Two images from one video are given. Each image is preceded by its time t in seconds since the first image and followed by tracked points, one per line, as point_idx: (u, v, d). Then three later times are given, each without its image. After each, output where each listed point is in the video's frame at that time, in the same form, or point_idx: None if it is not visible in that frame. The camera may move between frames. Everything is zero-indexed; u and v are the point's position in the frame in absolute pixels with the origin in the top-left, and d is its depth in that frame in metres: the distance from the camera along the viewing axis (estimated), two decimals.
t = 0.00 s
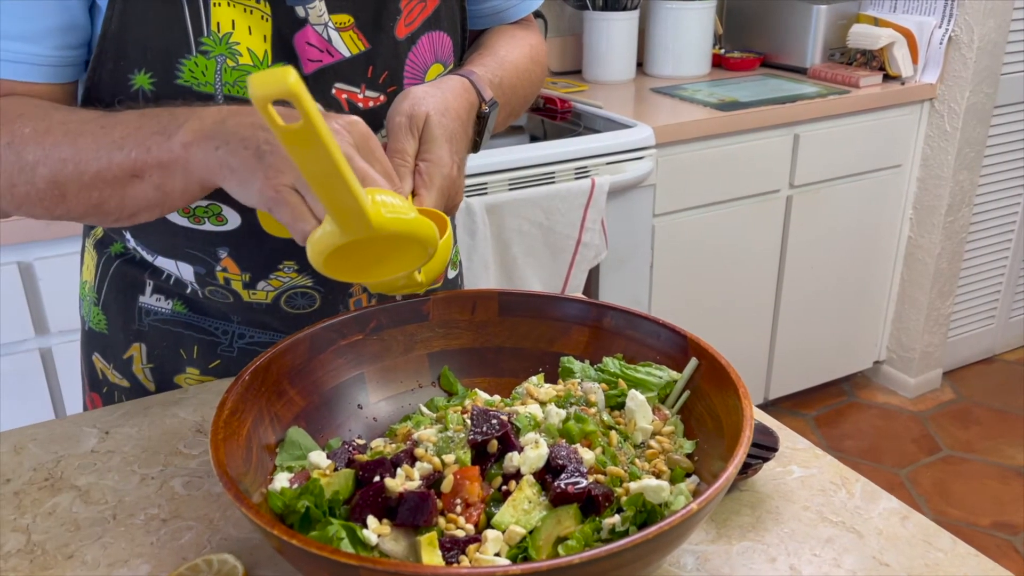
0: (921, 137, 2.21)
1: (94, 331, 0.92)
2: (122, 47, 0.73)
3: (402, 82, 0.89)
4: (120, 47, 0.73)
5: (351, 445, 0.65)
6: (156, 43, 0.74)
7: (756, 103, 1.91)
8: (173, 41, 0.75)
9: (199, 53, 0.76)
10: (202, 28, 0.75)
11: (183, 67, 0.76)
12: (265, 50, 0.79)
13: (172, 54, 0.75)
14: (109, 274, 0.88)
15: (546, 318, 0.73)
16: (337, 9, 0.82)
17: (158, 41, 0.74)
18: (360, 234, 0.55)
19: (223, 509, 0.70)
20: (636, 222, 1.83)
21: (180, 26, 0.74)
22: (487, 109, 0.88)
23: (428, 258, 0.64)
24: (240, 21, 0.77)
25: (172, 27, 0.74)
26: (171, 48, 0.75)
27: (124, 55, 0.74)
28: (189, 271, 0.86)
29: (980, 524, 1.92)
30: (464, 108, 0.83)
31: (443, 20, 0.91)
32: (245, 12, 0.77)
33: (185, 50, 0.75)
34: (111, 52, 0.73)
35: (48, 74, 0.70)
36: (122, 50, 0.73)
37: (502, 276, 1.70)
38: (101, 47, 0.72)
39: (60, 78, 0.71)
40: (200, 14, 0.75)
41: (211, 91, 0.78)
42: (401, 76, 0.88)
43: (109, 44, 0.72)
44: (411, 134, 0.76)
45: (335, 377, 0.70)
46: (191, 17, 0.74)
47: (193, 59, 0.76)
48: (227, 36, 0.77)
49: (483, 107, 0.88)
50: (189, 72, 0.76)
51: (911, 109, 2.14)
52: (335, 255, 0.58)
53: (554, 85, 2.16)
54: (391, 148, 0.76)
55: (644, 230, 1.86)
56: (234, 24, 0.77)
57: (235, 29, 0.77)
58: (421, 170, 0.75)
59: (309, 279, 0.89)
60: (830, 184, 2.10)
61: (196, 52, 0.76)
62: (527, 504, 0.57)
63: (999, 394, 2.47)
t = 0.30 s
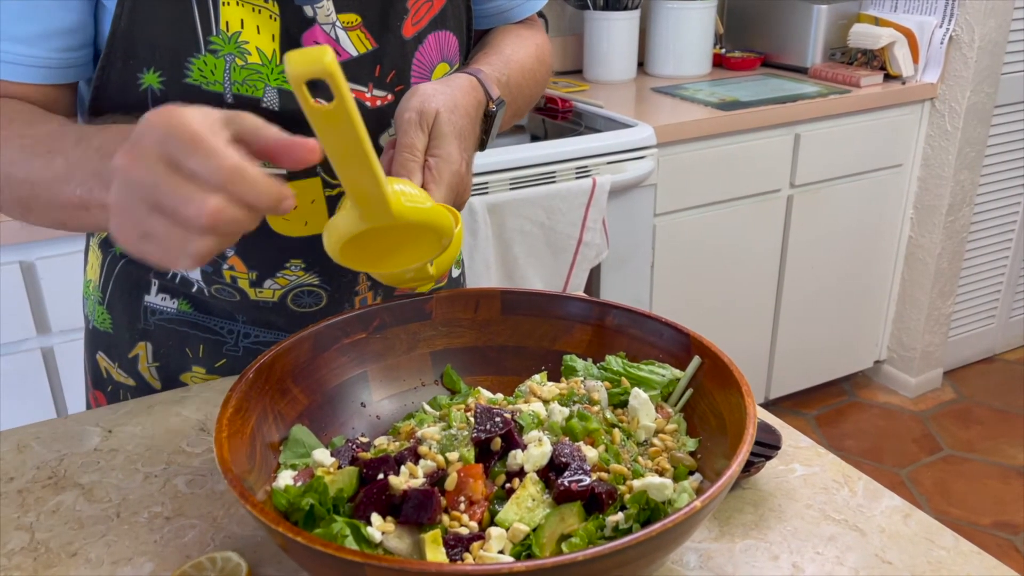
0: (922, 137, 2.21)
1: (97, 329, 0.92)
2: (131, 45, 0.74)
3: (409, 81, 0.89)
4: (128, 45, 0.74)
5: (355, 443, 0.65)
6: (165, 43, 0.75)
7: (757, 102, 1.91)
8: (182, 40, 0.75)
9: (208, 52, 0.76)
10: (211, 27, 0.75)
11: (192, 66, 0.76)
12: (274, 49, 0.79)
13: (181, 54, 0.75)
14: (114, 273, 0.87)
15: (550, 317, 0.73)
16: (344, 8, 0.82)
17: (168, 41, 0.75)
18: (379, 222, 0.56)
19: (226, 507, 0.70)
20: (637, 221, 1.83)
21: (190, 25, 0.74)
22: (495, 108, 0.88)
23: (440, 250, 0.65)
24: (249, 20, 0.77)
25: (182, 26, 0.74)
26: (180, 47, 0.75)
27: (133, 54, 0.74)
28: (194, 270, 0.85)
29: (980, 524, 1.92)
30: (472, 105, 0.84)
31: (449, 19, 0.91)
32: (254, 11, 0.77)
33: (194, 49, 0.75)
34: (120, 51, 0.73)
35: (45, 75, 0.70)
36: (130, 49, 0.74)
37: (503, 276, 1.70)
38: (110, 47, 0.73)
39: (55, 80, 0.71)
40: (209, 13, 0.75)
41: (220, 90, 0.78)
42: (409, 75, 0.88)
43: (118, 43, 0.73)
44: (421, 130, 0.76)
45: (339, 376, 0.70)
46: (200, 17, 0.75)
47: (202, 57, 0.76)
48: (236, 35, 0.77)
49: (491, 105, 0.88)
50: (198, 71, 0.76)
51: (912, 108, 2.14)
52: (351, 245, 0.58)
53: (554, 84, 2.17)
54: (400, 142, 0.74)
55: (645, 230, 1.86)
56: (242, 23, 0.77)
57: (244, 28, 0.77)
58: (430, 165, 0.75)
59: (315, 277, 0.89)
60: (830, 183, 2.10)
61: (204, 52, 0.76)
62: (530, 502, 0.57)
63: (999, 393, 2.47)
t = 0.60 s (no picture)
0: (922, 137, 2.21)
1: (99, 326, 0.92)
2: (125, 39, 0.73)
3: (402, 79, 0.88)
4: (122, 38, 0.73)
5: (355, 441, 0.65)
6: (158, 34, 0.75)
7: (757, 102, 1.91)
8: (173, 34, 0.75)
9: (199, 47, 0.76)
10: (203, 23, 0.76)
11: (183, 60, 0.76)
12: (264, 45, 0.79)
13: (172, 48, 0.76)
14: (114, 269, 0.88)
15: (551, 315, 0.73)
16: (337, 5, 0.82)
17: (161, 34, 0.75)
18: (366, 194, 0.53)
19: (226, 506, 0.70)
20: (637, 220, 1.83)
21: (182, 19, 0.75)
22: (490, 116, 0.88)
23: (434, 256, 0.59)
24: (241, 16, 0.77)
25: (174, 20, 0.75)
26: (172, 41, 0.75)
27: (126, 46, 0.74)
28: (191, 267, 0.86)
29: (981, 524, 1.92)
30: (466, 115, 0.84)
31: (444, 18, 0.91)
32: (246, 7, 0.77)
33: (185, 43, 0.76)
34: (114, 43, 0.73)
35: (67, 47, 0.66)
36: (125, 40, 0.73)
37: (503, 275, 1.69)
38: (104, 37, 0.72)
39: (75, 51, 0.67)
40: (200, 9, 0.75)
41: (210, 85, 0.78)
42: (402, 74, 0.88)
43: (112, 35, 0.73)
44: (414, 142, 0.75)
45: (338, 374, 0.70)
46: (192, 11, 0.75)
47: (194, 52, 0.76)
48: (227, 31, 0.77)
49: (485, 114, 0.88)
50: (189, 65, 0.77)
51: (912, 108, 2.14)
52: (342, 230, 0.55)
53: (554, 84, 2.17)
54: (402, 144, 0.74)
55: (645, 229, 1.86)
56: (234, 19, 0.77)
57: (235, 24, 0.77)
58: (424, 177, 0.74)
59: (309, 276, 0.89)
60: (830, 183, 2.10)
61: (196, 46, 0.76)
62: (531, 499, 0.57)
63: (999, 393, 2.47)
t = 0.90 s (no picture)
0: (922, 137, 2.21)
1: (97, 329, 0.92)
2: (130, 34, 0.74)
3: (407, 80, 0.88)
4: (127, 33, 0.74)
5: (355, 440, 0.65)
6: (164, 29, 0.75)
7: (757, 102, 1.91)
8: (179, 28, 0.75)
9: (206, 42, 0.76)
10: (210, 18, 0.76)
11: (190, 55, 0.76)
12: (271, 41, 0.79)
13: (179, 43, 0.76)
14: (113, 272, 0.87)
15: (551, 315, 0.73)
16: (343, 5, 0.83)
17: (166, 29, 0.75)
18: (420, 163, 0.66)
19: (227, 505, 0.70)
20: (637, 220, 1.83)
21: (189, 14, 0.75)
22: (494, 122, 0.85)
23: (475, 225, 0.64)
24: (248, 12, 0.77)
25: (181, 14, 0.75)
26: (178, 36, 0.75)
27: (130, 41, 0.75)
28: (191, 266, 0.85)
29: (981, 524, 1.92)
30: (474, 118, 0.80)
31: (451, 19, 0.90)
32: (253, 2, 0.77)
33: (191, 38, 0.76)
34: (118, 38, 0.74)
35: (27, 63, 0.70)
36: (129, 36, 0.74)
37: (503, 275, 1.70)
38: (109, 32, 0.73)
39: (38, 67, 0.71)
40: (207, 4, 0.75)
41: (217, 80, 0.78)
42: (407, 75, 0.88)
43: (117, 30, 0.73)
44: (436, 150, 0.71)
45: (338, 374, 0.70)
46: (199, 6, 0.75)
47: (200, 48, 0.76)
48: (234, 26, 0.77)
49: (490, 119, 0.85)
50: (195, 61, 0.77)
51: (912, 108, 2.14)
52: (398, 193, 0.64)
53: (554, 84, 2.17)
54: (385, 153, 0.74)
55: (645, 229, 1.86)
56: (242, 14, 0.77)
57: (243, 19, 0.77)
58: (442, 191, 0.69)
59: (311, 277, 0.90)
60: (830, 183, 2.10)
61: (203, 41, 0.76)
62: (531, 499, 0.57)
63: (999, 393, 2.47)
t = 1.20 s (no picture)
0: (922, 136, 2.21)
1: (99, 328, 0.92)
2: (136, 28, 0.74)
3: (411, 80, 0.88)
4: (134, 28, 0.74)
5: (357, 439, 0.65)
6: (171, 25, 0.75)
7: (758, 102, 1.91)
8: (185, 24, 0.75)
9: (211, 38, 0.77)
10: (216, 14, 0.76)
11: (195, 51, 0.76)
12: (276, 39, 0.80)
13: (185, 38, 0.76)
14: (115, 272, 0.87)
15: (552, 315, 0.74)
16: (349, 2, 0.82)
17: (173, 25, 0.75)
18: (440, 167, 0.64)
19: (229, 505, 0.70)
20: (638, 220, 1.83)
21: (194, 10, 0.75)
22: (504, 133, 0.85)
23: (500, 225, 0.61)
24: (254, 9, 0.78)
25: (186, 9, 0.75)
26: (184, 31, 0.75)
27: (137, 36, 0.75)
28: (194, 265, 0.85)
29: (981, 523, 1.92)
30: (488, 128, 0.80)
31: (455, 19, 0.89)
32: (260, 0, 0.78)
33: (197, 34, 0.76)
34: (125, 32, 0.74)
35: (21, 59, 0.68)
36: (136, 31, 0.74)
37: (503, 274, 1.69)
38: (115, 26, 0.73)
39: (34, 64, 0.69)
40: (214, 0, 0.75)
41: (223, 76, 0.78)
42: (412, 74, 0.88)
43: (124, 24, 0.73)
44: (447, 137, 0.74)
45: (341, 373, 0.70)
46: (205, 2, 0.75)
47: (206, 43, 0.76)
48: (240, 23, 0.77)
49: (502, 130, 0.85)
50: (201, 57, 0.77)
51: (912, 108, 2.14)
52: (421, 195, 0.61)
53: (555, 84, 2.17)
54: (385, 175, 0.74)
55: (646, 229, 1.86)
56: (247, 11, 0.77)
57: (248, 16, 0.78)
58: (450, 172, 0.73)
59: (314, 276, 0.90)
60: (830, 183, 2.10)
61: (208, 38, 0.76)
62: (533, 498, 0.58)
63: (1000, 393, 2.47)
